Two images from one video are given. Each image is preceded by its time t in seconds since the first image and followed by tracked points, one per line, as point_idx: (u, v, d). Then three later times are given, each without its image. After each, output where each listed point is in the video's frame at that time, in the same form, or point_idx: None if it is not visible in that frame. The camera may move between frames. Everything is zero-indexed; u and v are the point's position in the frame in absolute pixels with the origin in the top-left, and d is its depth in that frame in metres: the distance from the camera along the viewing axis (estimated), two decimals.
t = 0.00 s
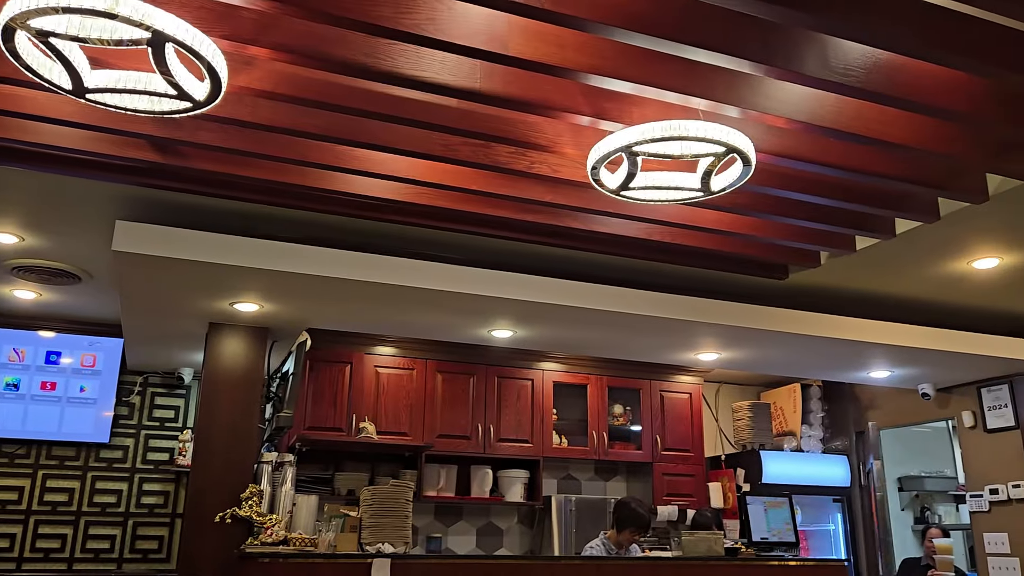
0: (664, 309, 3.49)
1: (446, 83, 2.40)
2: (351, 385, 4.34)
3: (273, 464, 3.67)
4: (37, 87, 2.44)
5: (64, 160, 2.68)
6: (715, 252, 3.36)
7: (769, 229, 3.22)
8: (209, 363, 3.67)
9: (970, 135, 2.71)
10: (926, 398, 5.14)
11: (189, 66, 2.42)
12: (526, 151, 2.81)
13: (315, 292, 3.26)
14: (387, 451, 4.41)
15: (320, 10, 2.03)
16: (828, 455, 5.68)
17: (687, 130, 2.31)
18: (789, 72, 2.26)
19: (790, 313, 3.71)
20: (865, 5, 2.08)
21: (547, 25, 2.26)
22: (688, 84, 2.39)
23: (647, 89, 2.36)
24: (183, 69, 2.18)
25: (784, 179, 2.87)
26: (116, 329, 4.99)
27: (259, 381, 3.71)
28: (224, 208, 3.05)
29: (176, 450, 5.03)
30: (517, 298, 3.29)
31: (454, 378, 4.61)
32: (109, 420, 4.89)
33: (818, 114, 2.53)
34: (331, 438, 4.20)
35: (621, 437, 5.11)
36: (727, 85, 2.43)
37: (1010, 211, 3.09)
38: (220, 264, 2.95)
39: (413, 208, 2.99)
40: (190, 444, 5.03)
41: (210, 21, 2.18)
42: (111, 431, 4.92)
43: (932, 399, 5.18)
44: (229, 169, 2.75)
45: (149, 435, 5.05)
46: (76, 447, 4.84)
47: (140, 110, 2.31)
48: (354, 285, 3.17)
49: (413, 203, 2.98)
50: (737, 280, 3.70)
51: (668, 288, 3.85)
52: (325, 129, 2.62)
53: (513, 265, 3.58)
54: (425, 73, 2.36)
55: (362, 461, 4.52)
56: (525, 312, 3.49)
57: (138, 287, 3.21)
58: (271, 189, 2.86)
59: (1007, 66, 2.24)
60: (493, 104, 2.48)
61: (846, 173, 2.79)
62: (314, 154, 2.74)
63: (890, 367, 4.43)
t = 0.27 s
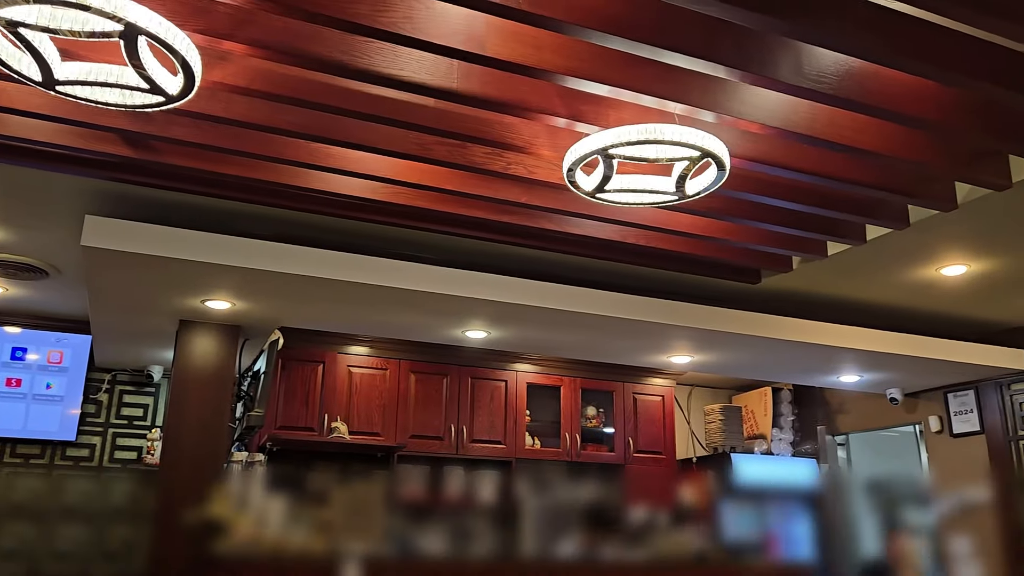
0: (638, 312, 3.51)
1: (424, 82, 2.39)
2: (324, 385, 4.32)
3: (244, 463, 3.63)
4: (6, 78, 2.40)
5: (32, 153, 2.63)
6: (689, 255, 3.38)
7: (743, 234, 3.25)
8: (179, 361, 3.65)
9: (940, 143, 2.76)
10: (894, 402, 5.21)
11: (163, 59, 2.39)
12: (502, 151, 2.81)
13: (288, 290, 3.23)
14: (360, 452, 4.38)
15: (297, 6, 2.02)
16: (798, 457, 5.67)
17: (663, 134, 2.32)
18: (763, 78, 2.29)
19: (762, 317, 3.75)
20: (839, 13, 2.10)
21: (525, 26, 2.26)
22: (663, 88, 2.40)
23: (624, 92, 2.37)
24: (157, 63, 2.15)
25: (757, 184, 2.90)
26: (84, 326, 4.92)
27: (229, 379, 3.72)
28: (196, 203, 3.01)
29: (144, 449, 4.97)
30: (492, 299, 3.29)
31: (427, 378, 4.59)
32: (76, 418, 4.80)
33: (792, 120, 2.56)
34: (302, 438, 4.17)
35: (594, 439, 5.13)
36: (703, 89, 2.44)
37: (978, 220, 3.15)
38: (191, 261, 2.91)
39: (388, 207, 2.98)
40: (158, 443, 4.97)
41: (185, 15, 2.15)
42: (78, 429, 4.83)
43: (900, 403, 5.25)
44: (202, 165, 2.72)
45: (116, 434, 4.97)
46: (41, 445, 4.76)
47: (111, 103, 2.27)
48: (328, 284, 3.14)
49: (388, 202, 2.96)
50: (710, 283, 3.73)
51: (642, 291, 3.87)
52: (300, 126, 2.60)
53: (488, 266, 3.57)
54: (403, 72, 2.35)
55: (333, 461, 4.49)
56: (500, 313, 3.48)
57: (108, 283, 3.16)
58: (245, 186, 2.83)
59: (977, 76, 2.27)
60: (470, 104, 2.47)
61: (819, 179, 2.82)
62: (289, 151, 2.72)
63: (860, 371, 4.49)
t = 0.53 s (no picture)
0: (609, 313, 3.52)
1: (396, 79, 2.38)
2: (292, 383, 4.28)
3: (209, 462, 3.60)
4: None
5: None
6: (659, 257, 3.40)
7: (713, 237, 3.27)
8: (145, 357, 3.60)
9: (908, 150, 2.80)
10: (858, 405, 5.32)
11: (130, 51, 2.35)
12: (475, 150, 2.80)
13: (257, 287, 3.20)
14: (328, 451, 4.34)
15: None
16: (764, 458, 5.73)
17: (635, 136, 2.32)
18: (735, 82, 2.30)
19: (731, 320, 3.78)
20: (810, 19, 2.12)
21: (499, 25, 2.26)
22: (636, 90, 2.41)
23: (596, 93, 2.37)
24: (124, 54, 2.12)
25: (728, 188, 2.92)
26: (47, 321, 4.83)
27: (195, 376, 3.68)
28: (164, 197, 2.97)
29: (108, 447, 4.89)
30: (464, 298, 3.28)
31: (397, 378, 4.57)
32: (38, 415, 4.70)
33: (763, 124, 2.58)
34: (269, 437, 4.13)
35: (563, 440, 5.14)
36: (675, 92, 2.46)
37: (943, 226, 3.20)
38: (157, 256, 2.87)
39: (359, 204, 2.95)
40: (122, 441, 4.90)
41: (154, 6, 2.11)
42: (39, 426, 4.74)
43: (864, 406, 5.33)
44: (170, 159, 2.68)
45: (79, 431, 4.89)
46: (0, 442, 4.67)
47: (77, 94, 2.22)
48: (297, 281, 3.11)
49: (359, 200, 2.94)
50: (680, 286, 3.76)
51: (613, 293, 3.88)
52: (271, 121, 2.57)
53: (459, 266, 3.57)
54: (375, 69, 2.33)
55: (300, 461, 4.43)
56: (471, 313, 3.47)
57: (71, 277, 3.10)
58: (213, 181, 2.80)
59: (944, 85, 2.31)
60: (443, 102, 2.46)
61: (788, 183, 2.85)
62: (259, 146, 2.68)
63: (826, 374, 4.55)
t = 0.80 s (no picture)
0: (573, 312, 3.53)
1: (362, 74, 2.36)
2: (253, 380, 4.23)
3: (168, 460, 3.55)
4: None
5: None
6: (622, 257, 3.42)
7: (677, 237, 3.30)
8: (101, 354, 3.53)
9: (868, 155, 2.84)
10: (817, 405, 5.41)
11: (88, 39, 2.30)
12: (441, 148, 2.79)
13: (218, 282, 3.15)
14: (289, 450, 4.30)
15: None
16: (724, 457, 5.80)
17: (601, 136, 2.33)
18: (699, 84, 2.32)
19: (693, 320, 3.81)
20: (773, 24, 2.15)
21: (465, 22, 2.25)
22: (602, 90, 2.42)
23: (562, 92, 2.38)
24: (82, 43, 2.07)
25: (691, 189, 2.95)
26: None
27: (154, 373, 3.61)
28: (123, 189, 2.91)
29: (62, 444, 4.79)
30: (428, 296, 3.27)
31: (360, 375, 4.54)
32: None
33: (726, 126, 2.61)
34: (230, 434, 4.07)
35: (527, 438, 5.15)
36: (640, 93, 2.47)
37: (900, 231, 3.26)
38: (114, 249, 2.81)
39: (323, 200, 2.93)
40: (77, 438, 4.80)
41: None
42: None
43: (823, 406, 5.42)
44: (130, 151, 2.63)
45: (32, 427, 4.78)
46: None
47: (32, 82, 2.17)
48: (259, 277, 3.08)
49: (323, 195, 2.91)
50: (643, 286, 3.79)
51: (577, 292, 3.90)
52: (234, 114, 2.53)
53: (424, 263, 3.56)
54: (340, 63, 2.31)
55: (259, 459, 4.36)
56: (435, 311, 3.46)
57: (25, 270, 3.03)
58: (173, 174, 2.75)
59: (904, 91, 2.35)
60: (408, 98, 2.45)
61: (751, 185, 2.88)
62: (221, 140, 2.65)
63: (787, 375, 4.61)
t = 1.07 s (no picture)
0: (531, 308, 3.54)
1: (320, 66, 2.33)
2: (207, 374, 4.17)
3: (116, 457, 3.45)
4: None
5: None
6: (580, 254, 3.44)
7: (634, 235, 3.32)
8: (49, 348, 3.45)
9: (822, 157, 2.89)
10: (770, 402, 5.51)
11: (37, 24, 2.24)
12: (400, 142, 2.78)
13: (171, 275, 3.10)
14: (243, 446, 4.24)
15: None
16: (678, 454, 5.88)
17: (560, 132, 2.33)
18: (657, 83, 2.34)
19: (651, 318, 3.85)
20: (731, 25, 2.17)
21: (425, 16, 2.24)
22: (561, 87, 2.42)
23: (522, 88, 2.38)
24: (30, 28, 2.02)
25: (649, 188, 2.97)
26: None
27: (103, 367, 3.54)
28: (72, 178, 2.84)
29: (7, 439, 4.67)
30: (386, 291, 3.25)
31: (317, 371, 4.50)
32: None
33: (684, 126, 2.63)
34: (182, 430, 4.01)
35: (484, 434, 5.15)
36: (599, 90, 2.48)
37: (852, 231, 3.33)
38: (63, 240, 2.75)
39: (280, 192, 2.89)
40: (23, 433, 4.69)
41: None
42: None
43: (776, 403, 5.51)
44: (80, 139, 2.57)
45: None
46: None
47: None
48: (214, 270, 3.03)
49: (280, 188, 2.88)
50: (601, 283, 3.81)
51: (535, 288, 3.91)
52: (188, 104, 2.48)
53: (382, 258, 3.54)
54: (298, 54, 2.29)
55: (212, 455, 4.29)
56: (393, 306, 3.45)
57: None
58: (125, 164, 2.70)
59: (857, 95, 2.40)
60: (367, 91, 2.43)
61: (707, 184, 2.91)
62: (175, 130, 2.60)
63: (742, 373, 4.68)
